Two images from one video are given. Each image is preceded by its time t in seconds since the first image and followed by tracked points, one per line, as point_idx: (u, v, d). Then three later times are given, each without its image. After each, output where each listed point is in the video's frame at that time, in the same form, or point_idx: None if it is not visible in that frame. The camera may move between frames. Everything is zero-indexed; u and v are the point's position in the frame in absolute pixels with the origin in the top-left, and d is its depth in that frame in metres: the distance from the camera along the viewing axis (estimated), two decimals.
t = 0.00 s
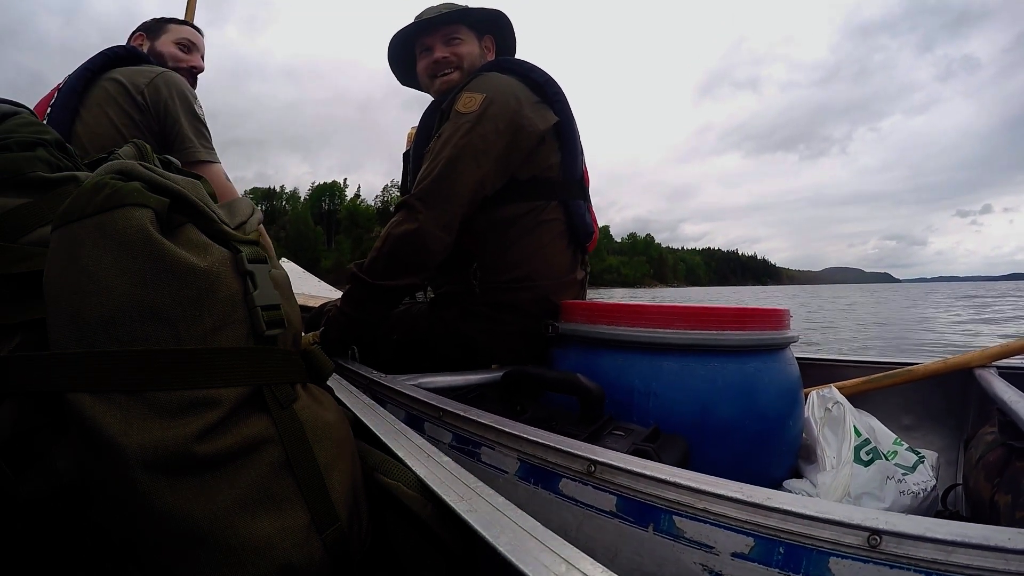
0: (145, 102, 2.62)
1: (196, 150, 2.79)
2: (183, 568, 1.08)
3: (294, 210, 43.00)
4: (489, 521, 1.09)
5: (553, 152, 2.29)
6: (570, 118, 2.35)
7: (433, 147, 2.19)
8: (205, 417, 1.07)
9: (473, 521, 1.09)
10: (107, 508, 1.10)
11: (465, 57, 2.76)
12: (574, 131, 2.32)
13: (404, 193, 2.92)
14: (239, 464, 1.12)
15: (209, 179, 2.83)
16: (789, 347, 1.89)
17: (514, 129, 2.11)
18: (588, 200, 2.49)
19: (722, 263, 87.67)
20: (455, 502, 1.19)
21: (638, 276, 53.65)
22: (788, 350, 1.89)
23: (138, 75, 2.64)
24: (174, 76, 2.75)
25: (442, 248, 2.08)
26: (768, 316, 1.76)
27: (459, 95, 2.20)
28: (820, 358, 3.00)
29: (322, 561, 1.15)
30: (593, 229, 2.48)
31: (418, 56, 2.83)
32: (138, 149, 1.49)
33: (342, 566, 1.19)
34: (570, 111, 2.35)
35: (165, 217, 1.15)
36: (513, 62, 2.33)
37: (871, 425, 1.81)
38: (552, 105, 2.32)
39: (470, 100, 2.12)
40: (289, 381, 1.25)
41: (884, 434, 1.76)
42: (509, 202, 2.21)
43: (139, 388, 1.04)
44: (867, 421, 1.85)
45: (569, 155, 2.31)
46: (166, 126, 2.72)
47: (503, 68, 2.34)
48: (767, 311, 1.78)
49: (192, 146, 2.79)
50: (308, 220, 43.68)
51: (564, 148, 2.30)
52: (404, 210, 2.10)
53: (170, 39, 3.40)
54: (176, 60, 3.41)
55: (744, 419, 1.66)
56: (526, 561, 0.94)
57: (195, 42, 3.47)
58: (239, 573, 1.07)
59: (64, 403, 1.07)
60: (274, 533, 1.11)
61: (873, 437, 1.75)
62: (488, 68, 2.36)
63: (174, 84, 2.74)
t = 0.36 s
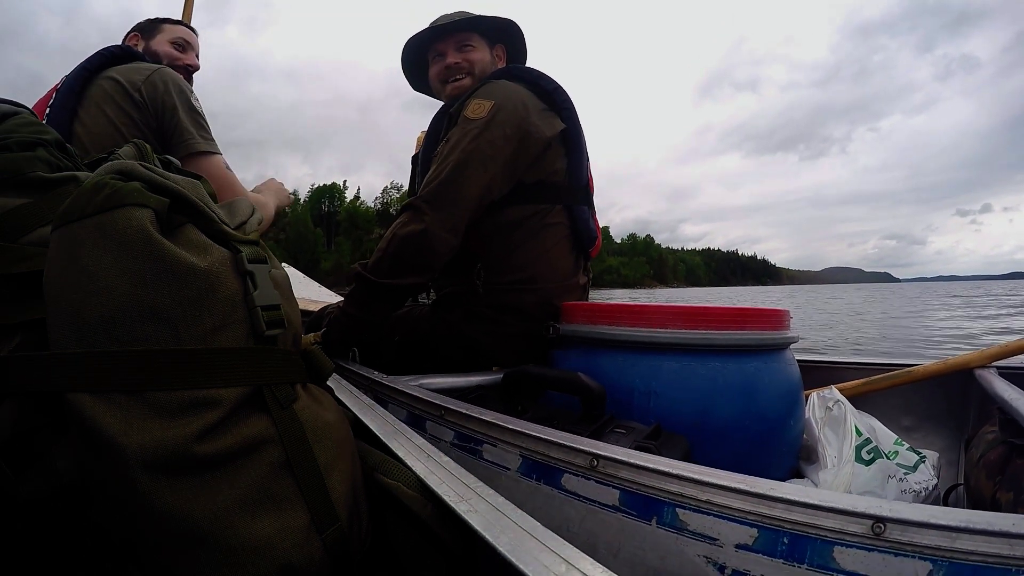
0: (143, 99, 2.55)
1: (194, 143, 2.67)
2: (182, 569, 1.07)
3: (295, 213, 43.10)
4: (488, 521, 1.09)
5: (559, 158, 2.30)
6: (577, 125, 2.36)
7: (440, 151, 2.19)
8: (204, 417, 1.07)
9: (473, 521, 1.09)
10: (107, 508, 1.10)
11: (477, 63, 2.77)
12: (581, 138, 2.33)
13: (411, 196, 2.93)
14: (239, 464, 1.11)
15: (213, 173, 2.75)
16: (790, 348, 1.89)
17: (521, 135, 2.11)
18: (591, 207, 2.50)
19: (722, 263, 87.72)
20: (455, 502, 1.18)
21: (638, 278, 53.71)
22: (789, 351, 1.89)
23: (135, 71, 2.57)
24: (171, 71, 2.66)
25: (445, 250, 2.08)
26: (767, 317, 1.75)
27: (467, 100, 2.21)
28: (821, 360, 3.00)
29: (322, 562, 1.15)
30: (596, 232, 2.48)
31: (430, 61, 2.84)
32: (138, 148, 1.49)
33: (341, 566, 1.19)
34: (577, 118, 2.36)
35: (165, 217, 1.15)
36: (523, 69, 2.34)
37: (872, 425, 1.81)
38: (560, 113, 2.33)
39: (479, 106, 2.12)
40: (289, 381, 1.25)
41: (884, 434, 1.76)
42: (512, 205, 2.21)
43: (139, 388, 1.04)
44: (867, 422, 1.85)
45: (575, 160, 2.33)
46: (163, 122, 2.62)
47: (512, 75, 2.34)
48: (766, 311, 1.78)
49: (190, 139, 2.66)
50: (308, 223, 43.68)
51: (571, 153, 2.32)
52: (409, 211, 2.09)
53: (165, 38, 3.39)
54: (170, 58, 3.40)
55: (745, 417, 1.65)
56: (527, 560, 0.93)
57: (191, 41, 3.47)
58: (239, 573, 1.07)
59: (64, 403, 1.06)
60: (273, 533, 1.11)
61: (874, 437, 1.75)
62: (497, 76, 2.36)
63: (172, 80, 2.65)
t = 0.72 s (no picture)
0: (142, 97, 2.53)
1: (194, 143, 2.67)
2: (182, 569, 1.08)
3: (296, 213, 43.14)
4: (486, 522, 1.09)
5: (565, 158, 2.32)
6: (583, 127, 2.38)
7: (446, 148, 2.19)
8: (204, 417, 1.08)
9: (472, 521, 1.09)
10: (107, 508, 1.10)
11: (482, 59, 2.78)
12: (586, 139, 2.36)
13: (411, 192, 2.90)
14: (240, 465, 1.12)
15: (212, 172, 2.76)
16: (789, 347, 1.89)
17: (527, 135, 2.12)
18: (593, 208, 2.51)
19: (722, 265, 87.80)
20: (454, 503, 1.19)
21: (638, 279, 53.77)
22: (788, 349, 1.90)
23: (133, 69, 2.54)
24: (169, 69, 2.65)
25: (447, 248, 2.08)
26: (766, 316, 1.76)
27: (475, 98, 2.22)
28: (820, 360, 3.01)
29: (322, 562, 1.15)
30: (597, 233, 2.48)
31: (434, 56, 2.84)
32: (138, 149, 1.49)
33: (341, 566, 1.19)
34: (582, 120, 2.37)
35: (165, 217, 1.16)
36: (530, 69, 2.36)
37: (871, 425, 1.80)
38: (566, 114, 2.35)
39: (487, 105, 2.13)
40: (289, 381, 1.25)
41: (882, 433, 1.76)
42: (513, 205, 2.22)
43: (139, 388, 1.05)
44: (866, 421, 1.85)
45: (580, 161, 2.34)
46: (163, 120, 2.61)
47: (519, 74, 2.36)
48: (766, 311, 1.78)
49: (190, 138, 2.67)
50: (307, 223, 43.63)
51: (575, 154, 2.34)
52: (412, 210, 2.09)
53: (161, 31, 3.25)
54: (168, 53, 3.28)
55: (744, 416, 1.66)
56: (526, 561, 0.94)
57: (187, 34, 3.35)
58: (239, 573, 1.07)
59: (64, 403, 1.07)
60: (273, 533, 1.11)
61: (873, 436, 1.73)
62: (504, 75, 2.37)
63: (170, 76, 2.63)
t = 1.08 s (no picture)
0: (125, 92, 2.44)
1: (180, 136, 2.52)
2: (181, 569, 1.07)
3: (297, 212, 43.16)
4: (486, 522, 1.09)
5: (571, 159, 2.32)
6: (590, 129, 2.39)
7: (453, 145, 2.21)
8: (204, 417, 1.07)
9: (473, 522, 1.09)
10: (107, 508, 1.10)
11: (494, 55, 2.77)
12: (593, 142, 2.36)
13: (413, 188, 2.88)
14: (239, 465, 1.12)
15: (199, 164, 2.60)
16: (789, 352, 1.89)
17: (535, 136, 2.11)
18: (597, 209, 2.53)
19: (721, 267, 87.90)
20: (454, 503, 1.19)
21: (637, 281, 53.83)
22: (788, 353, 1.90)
23: (117, 66, 2.47)
24: (154, 62, 2.53)
25: (449, 247, 2.09)
26: (766, 321, 1.76)
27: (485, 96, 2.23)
28: (820, 365, 3.01)
29: (322, 562, 1.15)
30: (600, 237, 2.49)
31: (445, 50, 2.82)
32: (138, 149, 1.49)
33: (341, 566, 1.19)
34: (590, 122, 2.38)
35: (165, 217, 1.16)
36: (540, 69, 2.36)
37: (870, 430, 1.82)
38: (574, 116, 2.35)
39: (496, 104, 2.14)
40: (289, 381, 1.25)
41: (882, 438, 1.77)
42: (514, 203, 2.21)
43: (139, 388, 1.04)
44: (865, 426, 1.87)
45: (587, 162, 2.35)
46: (149, 114, 2.49)
47: (528, 72, 2.37)
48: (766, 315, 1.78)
49: (177, 131, 2.51)
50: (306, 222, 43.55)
51: (582, 155, 2.34)
52: (416, 205, 2.11)
53: (150, 26, 3.12)
54: (159, 47, 3.12)
55: (744, 419, 1.66)
56: (526, 560, 0.94)
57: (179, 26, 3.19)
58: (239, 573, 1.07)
59: (64, 403, 1.06)
60: (273, 533, 1.11)
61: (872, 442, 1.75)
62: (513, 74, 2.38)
63: (155, 69, 2.52)
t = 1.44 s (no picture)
0: (105, 88, 2.39)
1: (162, 129, 2.45)
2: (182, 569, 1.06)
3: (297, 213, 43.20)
4: (489, 521, 1.08)
5: (577, 159, 2.31)
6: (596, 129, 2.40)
7: (457, 139, 2.21)
8: (204, 417, 1.07)
9: (472, 521, 1.08)
10: (108, 508, 1.09)
11: (511, 52, 2.77)
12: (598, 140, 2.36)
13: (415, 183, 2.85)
14: (240, 465, 1.11)
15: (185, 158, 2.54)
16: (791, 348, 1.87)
17: (541, 133, 2.10)
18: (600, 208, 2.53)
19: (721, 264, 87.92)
20: (454, 502, 1.18)
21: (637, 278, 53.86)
22: (789, 350, 1.89)
23: (99, 64, 2.44)
24: (136, 57, 2.48)
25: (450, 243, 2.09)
26: (767, 315, 1.75)
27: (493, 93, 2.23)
28: (821, 360, 3.00)
29: (322, 561, 1.15)
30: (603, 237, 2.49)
31: (461, 40, 2.77)
32: (138, 149, 1.48)
33: (341, 566, 1.19)
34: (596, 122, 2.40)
35: (165, 217, 1.15)
36: (550, 68, 2.37)
37: (872, 425, 1.81)
38: (580, 117, 2.39)
39: (502, 100, 2.15)
40: (289, 381, 1.24)
41: (884, 432, 1.77)
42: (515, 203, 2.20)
43: (139, 388, 1.04)
44: (867, 420, 1.86)
45: (592, 158, 2.34)
46: (131, 109, 2.43)
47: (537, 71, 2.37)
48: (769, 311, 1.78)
49: (161, 124, 2.45)
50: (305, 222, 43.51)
51: (588, 152, 2.34)
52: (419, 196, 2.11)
53: (140, 22, 3.08)
54: (149, 41, 3.08)
55: (746, 418, 1.65)
56: (526, 560, 0.93)
57: (168, 18, 3.13)
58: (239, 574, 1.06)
59: (64, 403, 1.06)
60: (273, 532, 1.10)
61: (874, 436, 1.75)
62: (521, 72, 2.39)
63: (136, 64, 2.46)
